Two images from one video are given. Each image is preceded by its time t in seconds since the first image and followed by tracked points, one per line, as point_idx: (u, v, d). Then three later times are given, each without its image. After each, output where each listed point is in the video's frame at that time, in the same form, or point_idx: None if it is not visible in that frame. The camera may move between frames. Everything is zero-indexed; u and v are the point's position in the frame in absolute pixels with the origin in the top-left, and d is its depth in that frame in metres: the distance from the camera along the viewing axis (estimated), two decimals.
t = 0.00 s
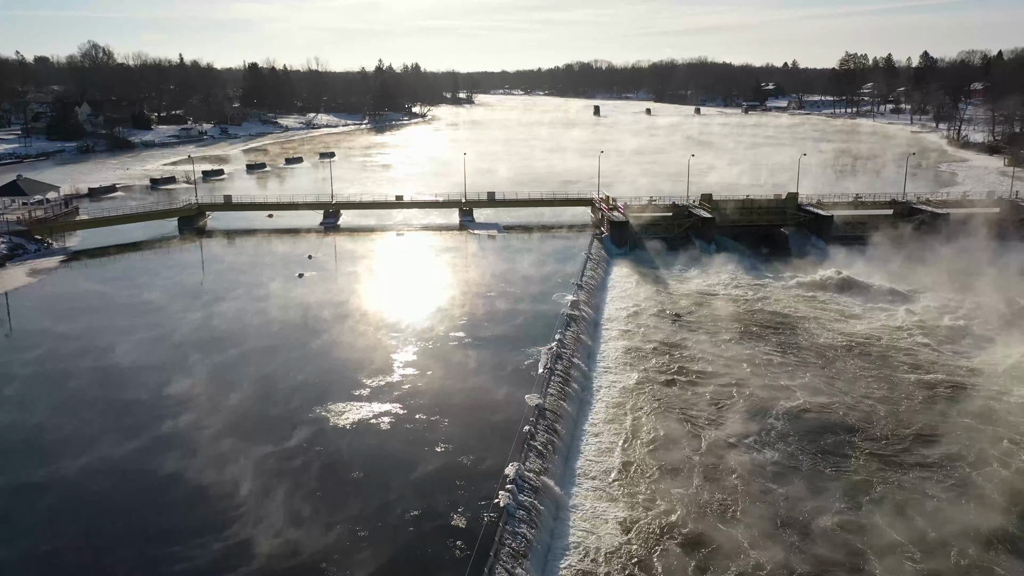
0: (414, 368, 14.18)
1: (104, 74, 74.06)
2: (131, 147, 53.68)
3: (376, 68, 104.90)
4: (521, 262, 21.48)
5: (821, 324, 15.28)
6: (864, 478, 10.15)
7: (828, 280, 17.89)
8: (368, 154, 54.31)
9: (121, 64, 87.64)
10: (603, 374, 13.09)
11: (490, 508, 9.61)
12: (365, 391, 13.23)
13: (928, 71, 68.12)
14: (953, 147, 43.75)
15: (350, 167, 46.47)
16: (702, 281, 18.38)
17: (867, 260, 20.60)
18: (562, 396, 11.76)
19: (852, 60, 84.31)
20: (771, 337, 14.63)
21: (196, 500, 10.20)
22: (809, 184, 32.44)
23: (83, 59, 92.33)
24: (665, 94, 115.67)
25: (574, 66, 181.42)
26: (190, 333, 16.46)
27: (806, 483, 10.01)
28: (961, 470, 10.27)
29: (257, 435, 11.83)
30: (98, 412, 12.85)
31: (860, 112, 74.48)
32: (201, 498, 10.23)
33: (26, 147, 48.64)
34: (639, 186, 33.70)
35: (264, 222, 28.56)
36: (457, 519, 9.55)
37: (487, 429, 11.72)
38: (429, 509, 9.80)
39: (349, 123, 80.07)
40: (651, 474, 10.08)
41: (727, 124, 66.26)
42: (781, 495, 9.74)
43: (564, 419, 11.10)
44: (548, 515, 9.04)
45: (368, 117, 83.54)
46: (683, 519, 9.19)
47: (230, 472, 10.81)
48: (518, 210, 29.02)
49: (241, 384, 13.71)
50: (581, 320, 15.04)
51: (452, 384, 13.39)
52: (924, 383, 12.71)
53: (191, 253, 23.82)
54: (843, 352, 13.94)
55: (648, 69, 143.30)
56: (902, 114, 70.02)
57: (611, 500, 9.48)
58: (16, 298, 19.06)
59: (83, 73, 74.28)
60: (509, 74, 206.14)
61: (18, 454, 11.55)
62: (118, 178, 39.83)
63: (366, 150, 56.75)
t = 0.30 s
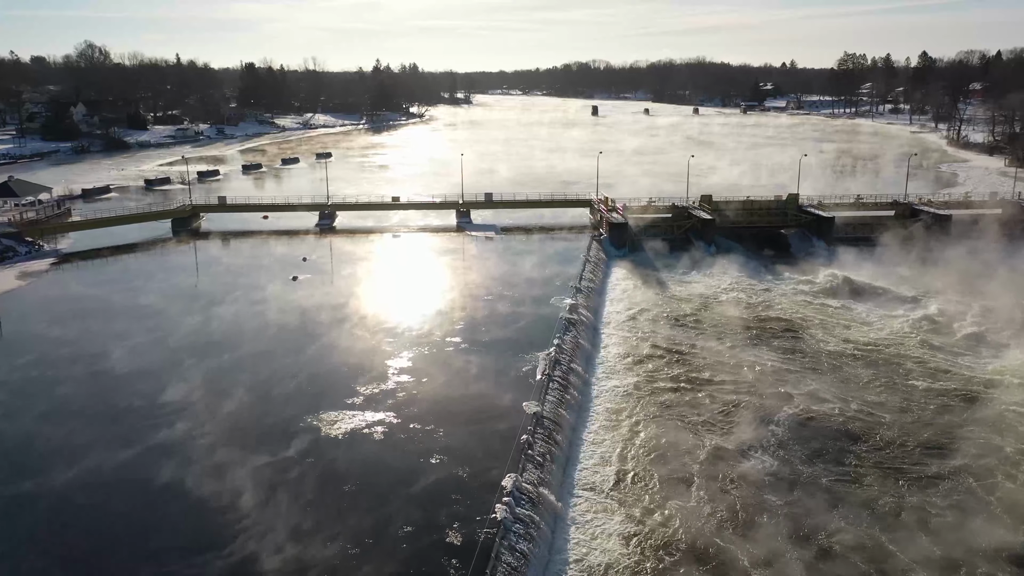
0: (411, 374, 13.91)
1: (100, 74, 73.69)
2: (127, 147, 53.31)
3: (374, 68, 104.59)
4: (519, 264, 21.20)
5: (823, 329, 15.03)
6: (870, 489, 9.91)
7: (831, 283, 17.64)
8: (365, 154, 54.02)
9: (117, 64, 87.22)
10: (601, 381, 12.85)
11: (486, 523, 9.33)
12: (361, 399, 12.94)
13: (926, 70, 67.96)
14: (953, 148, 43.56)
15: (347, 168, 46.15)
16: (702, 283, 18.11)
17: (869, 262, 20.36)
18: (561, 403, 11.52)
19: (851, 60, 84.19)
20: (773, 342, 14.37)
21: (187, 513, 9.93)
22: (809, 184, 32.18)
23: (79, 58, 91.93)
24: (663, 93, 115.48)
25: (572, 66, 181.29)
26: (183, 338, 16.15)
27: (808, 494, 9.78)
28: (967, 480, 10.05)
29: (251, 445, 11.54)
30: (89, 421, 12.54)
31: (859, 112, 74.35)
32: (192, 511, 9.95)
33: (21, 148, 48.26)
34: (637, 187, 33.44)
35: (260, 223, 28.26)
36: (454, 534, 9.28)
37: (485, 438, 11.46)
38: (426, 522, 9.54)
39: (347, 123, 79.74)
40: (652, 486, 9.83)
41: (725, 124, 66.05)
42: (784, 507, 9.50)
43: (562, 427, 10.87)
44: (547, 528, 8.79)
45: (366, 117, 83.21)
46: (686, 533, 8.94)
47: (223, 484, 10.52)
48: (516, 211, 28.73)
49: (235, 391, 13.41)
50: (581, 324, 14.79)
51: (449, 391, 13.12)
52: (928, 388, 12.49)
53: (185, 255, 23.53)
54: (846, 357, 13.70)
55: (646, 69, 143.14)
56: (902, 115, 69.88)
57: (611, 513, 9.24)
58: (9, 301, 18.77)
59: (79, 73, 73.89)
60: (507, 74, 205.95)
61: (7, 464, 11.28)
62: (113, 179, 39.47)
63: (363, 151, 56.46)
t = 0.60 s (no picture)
0: (407, 381, 13.59)
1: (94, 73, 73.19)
2: (121, 147, 52.91)
3: (371, 68, 104.23)
4: (516, 266, 20.92)
5: (827, 333, 14.75)
6: (875, 500, 9.69)
7: (834, 285, 17.34)
8: (361, 154, 53.64)
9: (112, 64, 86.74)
10: (599, 388, 12.57)
11: (482, 539, 9.03)
12: (355, 408, 12.61)
13: (924, 70, 67.80)
14: (952, 148, 43.38)
15: (343, 169, 45.83)
16: (702, 286, 17.83)
17: (871, 264, 20.08)
18: (559, 411, 11.26)
19: (849, 60, 84.04)
20: (776, 347, 14.08)
21: (176, 527, 9.62)
22: (809, 185, 31.94)
23: (74, 58, 91.40)
24: (661, 93, 115.29)
25: (569, 66, 181.10)
26: (175, 343, 15.83)
27: (809, 507, 9.53)
28: (975, 491, 9.84)
29: (243, 455, 11.20)
30: (76, 430, 12.20)
31: (857, 112, 74.19)
32: (181, 526, 9.64)
33: (14, 148, 47.83)
34: (635, 187, 33.18)
35: (254, 225, 27.92)
36: (448, 550, 8.99)
37: (483, 448, 11.15)
38: (420, 538, 9.24)
39: (343, 123, 79.38)
40: (653, 498, 9.58)
41: (723, 124, 65.84)
42: (785, 522, 9.24)
43: (559, 437, 10.60)
44: (545, 543, 8.54)
45: (362, 117, 82.84)
46: (689, 548, 8.69)
47: (214, 498, 10.18)
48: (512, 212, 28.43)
49: (227, 399, 13.08)
50: (579, 329, 14.53)
51: (444, 398, 12.81)
52: (934, 396, 12.21)
53: (178, 257, 23.19)
54: (850, 363, 13.42)
55: (644, 68, 143.00)
56: (900, 114, 69.74)
57: (611, 528, 8.97)
58: None
59: (73, 73, 73.38)
60: (504, 74, 205.65)
61: None
62: (106, 180, 39.10)
63: (359, 151, 56.13)
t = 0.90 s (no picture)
0: (402, 388, 13.28)
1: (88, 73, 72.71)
2: (114, 148, 52.48)
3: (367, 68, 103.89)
4: (513, 269, 20.62)
5: (830, 337, 14.47)
6: (882, 512, 9.44)
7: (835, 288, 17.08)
8: (357, 155, 53.30)
9: (107, 63, 86.40)
10: (597, 395, 12.29)
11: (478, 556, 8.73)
12: (350, 417, 12.28)
13: (922, 70, 67.66)
14: (951, 148, 43.21)
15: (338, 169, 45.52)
16: (701, 290, 17.56)
17: (873, 266, 19.82)
18: (556, 420, 10.99)
19: (846, 60, 83.93)
20: (778, 352, 13.79)
21: (164, 544, 9.31)
22: (808, 185, 31.69)
23: (68, 58, 90.92)
24: (658, 94, 115.16)
25: (566, 66, 180.96)
26: (167, 349, 15.51)
27: (812, 520, 9.27)
28: (983, 502, 9.60)
29: (237, 468, 10.87)
30: (64, 441, 11.86)
31: (854, 112, 74.06)
32: (169, 543, 9.33)
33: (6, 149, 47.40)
34: (633, 188, 32.91)
35: (248, 227, 27.60)
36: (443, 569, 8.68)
37: (482, 460, 10.84)
38: (414, 556, 8.93)
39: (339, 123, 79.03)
40: (654, 511, 9.31)
41: (721, 125, 65.65)
42: (782, 535, 8.97)
43: (556, 447, 10.32)
44: (543, 559, 8.26)
45: (359, 117, 82.50)
46: (692, 564, 8.42)
47: (207, 513, 9.86)
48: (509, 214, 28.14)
49: (220, 408, 12.74)
50: (576, 334, 14.25)
51: (439, 407, 12.51)
52: (940, 402, 11.91)
53: (170, 260, 22.85)
54: (853, 368, 13.14)
55: (640, 68, 142.89)
56: (897, 114, 69.62)
57: (611, 543, 8.69)
58: None
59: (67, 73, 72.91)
60: (501, 74, 205.43)
61: None
62: (99, 181, 38.73)
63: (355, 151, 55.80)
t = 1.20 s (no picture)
0: (397, 396, 12.97)
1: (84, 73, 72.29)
2: (108, 148, 52.09)
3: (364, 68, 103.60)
4: (510, 271, 20.37)
5: (834, 341, 14.19)
6: (887, 524, 9.21)
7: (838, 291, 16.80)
8: (353, 155, 53.00)
9: (102, 63, 85.96)
10: (595, 403, 12.00)
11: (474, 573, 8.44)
12: (345, 426, 11.97)
13: (920, 70, 67.47)
14: (950, 148, 43.02)
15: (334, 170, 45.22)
16: (702, 293, 17.28)
17: (874, 268, 19.57)
18: (553, 429, 10.72)
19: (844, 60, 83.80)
20: (780, 358, 13.51)
21: (152, 562, 9.00)
22: (807, 186, 31.47)
23: (63, 58, 90.51)
24: (655, 94, 114.94)
25: (563, 66, 180.75)
26: (159, 354, 15.21)
27: (816, 532, 9.03)
28: (991, 514, 9.35)
29: (230, 480, 10.57)
30: (52, 451, 11.53)
31: (852, 112, 73.90)
32: (156, 560, 9.03)
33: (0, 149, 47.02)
34: (630, 189, 32.69)
35: (242, 228, 27.32)
36: None
37: (479, 471, 10.55)
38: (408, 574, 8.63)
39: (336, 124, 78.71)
40: (653, 525, 9.06)
41: (719, 125, 65.45)
42: (782, 551, 8.70)
43: (553, 457, 10.04)
44: None
45: (355, 117, 82.20)
46: None
47: (199, 528, 9.55)
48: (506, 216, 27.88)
49: (212, 416, 12.43)
50: (574, 338, 13.98)
51: (435, 415, 12.21)
52: (946, 409, 11.63)
53: (162, 262, 22.54)
54: (856, 373, 12.86)
55: (638, 69, 142.77)
56: (895, 114, 69.49)
57: (610, 560, 8.43)
58: None
59: (62, 73, 72.53)
60: (498, 75, 205.19)
61: None
62: (93, 182, 38.39)
63: (351, 152, 55.48)
